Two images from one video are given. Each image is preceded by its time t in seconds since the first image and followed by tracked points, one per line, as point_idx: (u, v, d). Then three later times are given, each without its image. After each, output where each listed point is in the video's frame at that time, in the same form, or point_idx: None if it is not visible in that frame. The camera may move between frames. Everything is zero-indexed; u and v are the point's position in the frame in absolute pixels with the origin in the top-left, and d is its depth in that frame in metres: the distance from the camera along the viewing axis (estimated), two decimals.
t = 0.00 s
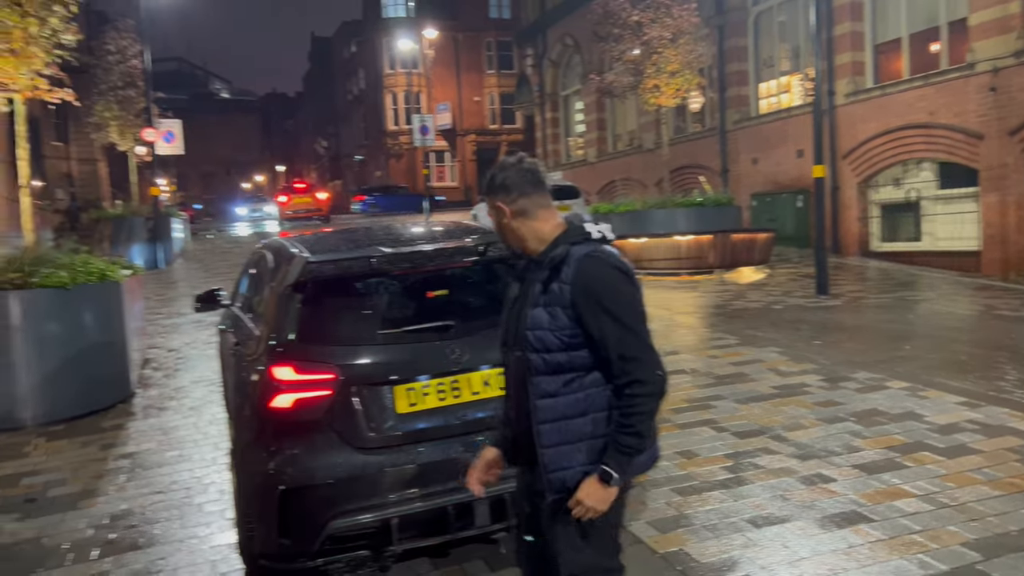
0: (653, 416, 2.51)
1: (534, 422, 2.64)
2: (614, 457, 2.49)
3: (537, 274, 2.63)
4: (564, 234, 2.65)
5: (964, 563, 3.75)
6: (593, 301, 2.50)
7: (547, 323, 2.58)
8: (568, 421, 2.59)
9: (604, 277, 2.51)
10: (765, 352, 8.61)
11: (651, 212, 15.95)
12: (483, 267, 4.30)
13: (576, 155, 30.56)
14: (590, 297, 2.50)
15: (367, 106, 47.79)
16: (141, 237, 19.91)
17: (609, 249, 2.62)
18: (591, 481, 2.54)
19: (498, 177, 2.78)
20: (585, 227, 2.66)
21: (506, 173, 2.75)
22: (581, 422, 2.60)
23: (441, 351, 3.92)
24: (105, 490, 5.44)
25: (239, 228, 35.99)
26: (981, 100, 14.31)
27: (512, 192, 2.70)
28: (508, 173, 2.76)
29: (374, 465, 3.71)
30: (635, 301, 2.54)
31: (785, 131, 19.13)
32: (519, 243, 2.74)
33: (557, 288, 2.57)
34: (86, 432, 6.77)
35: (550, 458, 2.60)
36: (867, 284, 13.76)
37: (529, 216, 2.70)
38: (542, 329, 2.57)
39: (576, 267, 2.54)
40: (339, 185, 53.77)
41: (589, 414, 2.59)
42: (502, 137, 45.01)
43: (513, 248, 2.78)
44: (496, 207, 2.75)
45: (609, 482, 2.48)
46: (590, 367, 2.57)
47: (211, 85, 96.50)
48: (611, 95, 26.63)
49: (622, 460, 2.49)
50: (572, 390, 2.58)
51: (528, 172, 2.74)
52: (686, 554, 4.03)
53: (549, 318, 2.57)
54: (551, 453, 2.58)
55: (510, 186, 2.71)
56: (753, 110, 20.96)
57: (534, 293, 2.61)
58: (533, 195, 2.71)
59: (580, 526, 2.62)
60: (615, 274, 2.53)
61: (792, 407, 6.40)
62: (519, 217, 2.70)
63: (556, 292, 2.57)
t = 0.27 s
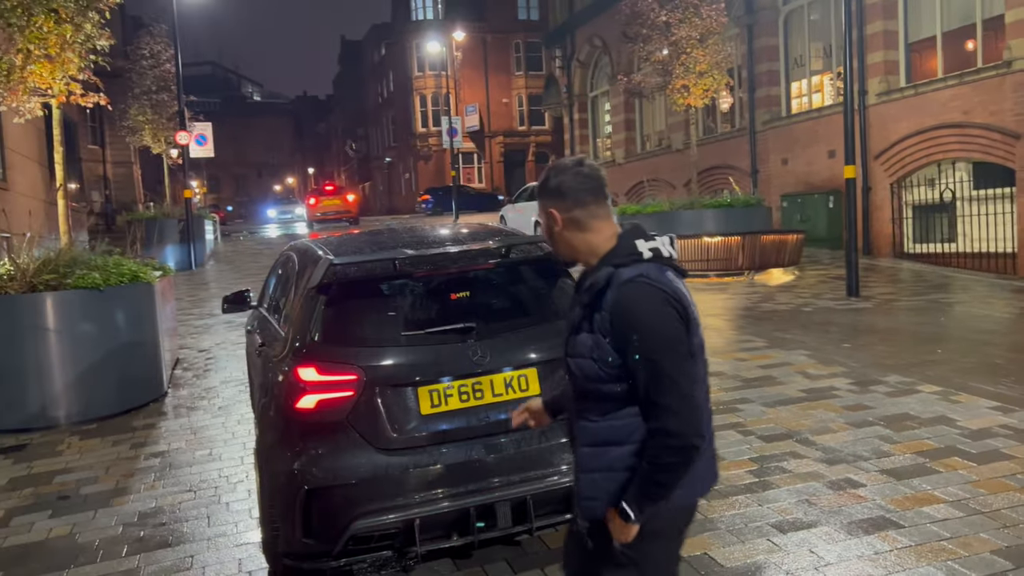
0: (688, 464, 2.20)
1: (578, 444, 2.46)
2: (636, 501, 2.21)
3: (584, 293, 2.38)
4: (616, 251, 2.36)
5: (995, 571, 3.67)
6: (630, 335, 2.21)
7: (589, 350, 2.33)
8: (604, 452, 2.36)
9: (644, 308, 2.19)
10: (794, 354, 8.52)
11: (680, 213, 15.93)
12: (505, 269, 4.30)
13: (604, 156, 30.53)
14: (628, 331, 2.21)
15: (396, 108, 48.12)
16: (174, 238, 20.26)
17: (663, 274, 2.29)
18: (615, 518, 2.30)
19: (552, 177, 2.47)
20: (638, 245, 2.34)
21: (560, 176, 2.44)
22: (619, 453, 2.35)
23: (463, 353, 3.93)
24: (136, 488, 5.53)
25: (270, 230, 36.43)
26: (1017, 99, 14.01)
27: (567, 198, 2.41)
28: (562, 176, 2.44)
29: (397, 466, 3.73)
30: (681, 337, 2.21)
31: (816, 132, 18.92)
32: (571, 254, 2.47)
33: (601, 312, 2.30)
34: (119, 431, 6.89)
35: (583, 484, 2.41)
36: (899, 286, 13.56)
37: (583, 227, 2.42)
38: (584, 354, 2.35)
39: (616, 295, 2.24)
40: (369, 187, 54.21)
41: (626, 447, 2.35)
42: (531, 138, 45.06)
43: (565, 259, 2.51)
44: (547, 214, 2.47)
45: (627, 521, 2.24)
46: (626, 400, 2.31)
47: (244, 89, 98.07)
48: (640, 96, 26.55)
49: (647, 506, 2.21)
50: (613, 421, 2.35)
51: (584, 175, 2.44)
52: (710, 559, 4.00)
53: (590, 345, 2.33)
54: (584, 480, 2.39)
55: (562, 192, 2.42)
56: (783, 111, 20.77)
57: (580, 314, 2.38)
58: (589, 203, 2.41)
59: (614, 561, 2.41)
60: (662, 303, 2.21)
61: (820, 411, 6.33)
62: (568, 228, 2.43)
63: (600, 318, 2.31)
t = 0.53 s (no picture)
0: (690, 486, 2.18)
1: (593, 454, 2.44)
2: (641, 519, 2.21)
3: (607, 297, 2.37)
4: (645, 255, 2.32)
5: None
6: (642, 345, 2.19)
7: (608, 356, 2.33)
8: (616, 464, 2.35)
9: (658, 320, 2.16)
10: (791, 360, 8.52)
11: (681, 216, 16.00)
12: (501, 268, 4.30)
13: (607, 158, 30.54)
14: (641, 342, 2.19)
15: (400, 107, 48.15)
16: (174, 231, 20.25)
17: (688, 284, 2.25)
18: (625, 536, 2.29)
19: (592, 170, 2.43)
20: (667, 251, 2.30)
21: (600, 168, 2.41)
22: (628, 467, 2.34)
23: (458, 351, 3.93)
24: (130, 480, 5.54)
25: (271, 226, 36.42)
26: (1020, 109, 14.01)
27: (606, 192, 2.37)
28: (604, 169, 2.40)
29: (389, 463, 3.73)
30: (696, 353, 2.18)
31: (819, 138, 18.92)
32: (607, 250, 2.44)
33: (620, 318, 2.30)
34: (114, 423, 6.89)
35: (593, 496, 2.39)
36: (899, 293, 13.55)
37: (622, 224, 2.38)
38: (602, 358, 2.35)
39: (635, 302, 2.23)
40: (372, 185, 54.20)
41: (637, 462, 2.33)
42: (534, 139, 45.05)
43: (600, 256, 2.49)
44: (586, 207, 2.44)
45: (636, 547, 2.23)
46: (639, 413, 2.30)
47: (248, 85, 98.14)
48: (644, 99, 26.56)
49: (650, 528, 2.21)
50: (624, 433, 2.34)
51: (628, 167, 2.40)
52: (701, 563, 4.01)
53: (609, 351, 2.33)
54: (595, 493, 2.36)
55: (601, 185, 2.38)
56: (787, 116, 20.77)
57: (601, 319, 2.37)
58: (629, 200, 2.37)
59: None
60: (678, 317, 2.17)
61: (815, 417, 6.33)
62: (604, 224, 2.40)
63: (620, 325, 2.30)
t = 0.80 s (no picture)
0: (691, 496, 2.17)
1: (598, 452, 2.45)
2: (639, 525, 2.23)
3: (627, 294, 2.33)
4: (669, 254, 2.30)
5: None
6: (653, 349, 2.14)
7: (621, 354, 2.31)
8: (618, 465, 2.37)
9: (673, 324, 2.12)
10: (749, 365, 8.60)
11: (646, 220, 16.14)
12: (467, 265, 4.26)
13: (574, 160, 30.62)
14: (655, 344, 2.15)
15: (368, 100, 47.75)
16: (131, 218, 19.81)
17: (708, 288, 2.21)
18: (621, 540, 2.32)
19: (625, 165, 2.44)
20: (691, 252, 2.27)
21: (632, 162, 2.42)
22: (630, 470, 2.35)
23: (420, 348, 3.88)
24: (77, 471, 5.39)
25: (232, 216, 35.83)
26: (978, 126, 14.35)
27: (638, 187, 2.38)
28: (638, 164, 2.41)
29: (345, 458, 3.67)
30: (712, 361, 2.14)
31: (783, 147, 19.17)
32: (635, 245, 2.45)
33: (637, 317, 2.26)
34: (62, 411, 6.70)
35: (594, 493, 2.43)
36: (856, 303, 13.79)
37: (651, 220, 2.39)
38: (616, 356, 2.32)
39: (653, 302, 2.19)
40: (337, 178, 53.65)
41: (640, 464, 2.33)
42: (502, 138, 44.99)
43: (626, 252, 2.50)
44: (615, 199, 2.45)
45: (631, 553, 2.25)
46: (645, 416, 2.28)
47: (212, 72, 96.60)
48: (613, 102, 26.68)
49: (646, 534, 2.23)
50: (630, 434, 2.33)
51: (661, 163, 2.41)
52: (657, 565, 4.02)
53: (622, 350, 2.30)
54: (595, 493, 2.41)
55: (633, 179, 2.40)
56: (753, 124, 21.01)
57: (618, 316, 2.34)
58: (660, 197, 2.37)
59: (621, 574, 2.43)
60: (696, 322, 2.13)
61: (772, 422, 6.39)
62: (633, 217, 2.41)
63: (635, 323, 2.27)
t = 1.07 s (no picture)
0: (773, 500, 2.07)
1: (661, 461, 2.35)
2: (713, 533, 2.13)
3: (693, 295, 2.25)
4: (736, 252, 2.24)
5: None
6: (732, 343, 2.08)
7: (689, 356, 2.21)
8: (687, 474, 2.25)
9: (755, 316, 2.06)
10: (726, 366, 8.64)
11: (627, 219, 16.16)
12: (448, 258, 4.22)
13: (556, 157, 30.62)
14: (734, 341, 2.07)
15: (351, 90, 47.45)
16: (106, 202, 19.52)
17: (781, 283, 2.16)
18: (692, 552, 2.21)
19: (677, 168, 2.35)
20: (760, 248, 2.21)
21: (686, 165, 2.34)
22: (700, 477, 2.24)
23: (398, 340, 3.84)
24: (43, 458, 5.27)
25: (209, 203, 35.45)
26: (956, 136, 14.52)
27: (696, 189, 2.30)
28: (694, 167, 2.33)
29: (318, 451, 3.61)
30: (792, 358, 2.07)
31: (764, 151, 19.29)
32: (690, 250, 2.36)
33: (706, 317, 2.18)
34: (29, 397, 6.57)
35: (660, 509, 2.30)
36: (832, 307, 13.92)
37: (710, 222, 2.31)
38: (683, 359, 2.23)
39: (728, 299, 2.12)
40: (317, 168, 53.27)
41: (712, 472, 2.21)
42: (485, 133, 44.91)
43: (682, 259, 2.40)
44: (672, 205, 2.36)
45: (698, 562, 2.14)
46: (718, 421, 2.18)
47: (194, 57, 95.58)
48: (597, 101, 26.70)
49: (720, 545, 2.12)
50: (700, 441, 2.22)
51: (718, 164, 2.33)
52: (632, 564, 4.01)
53: (690, 352, 2.21)
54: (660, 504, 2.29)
55: (691, 181, 2.31)
56: (735, 127, 21.11)
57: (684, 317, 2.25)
58: (718, 197, 2.31)
59: None
60: (776, 318, 2.06)
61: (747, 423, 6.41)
62: (692, 221, 2.32)
63: (704, 323, 2.18)
